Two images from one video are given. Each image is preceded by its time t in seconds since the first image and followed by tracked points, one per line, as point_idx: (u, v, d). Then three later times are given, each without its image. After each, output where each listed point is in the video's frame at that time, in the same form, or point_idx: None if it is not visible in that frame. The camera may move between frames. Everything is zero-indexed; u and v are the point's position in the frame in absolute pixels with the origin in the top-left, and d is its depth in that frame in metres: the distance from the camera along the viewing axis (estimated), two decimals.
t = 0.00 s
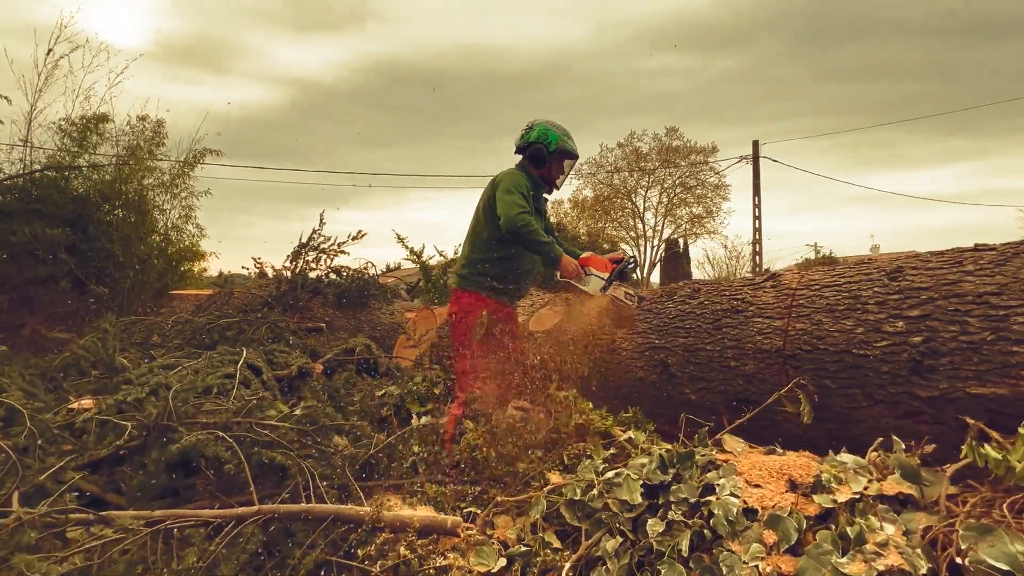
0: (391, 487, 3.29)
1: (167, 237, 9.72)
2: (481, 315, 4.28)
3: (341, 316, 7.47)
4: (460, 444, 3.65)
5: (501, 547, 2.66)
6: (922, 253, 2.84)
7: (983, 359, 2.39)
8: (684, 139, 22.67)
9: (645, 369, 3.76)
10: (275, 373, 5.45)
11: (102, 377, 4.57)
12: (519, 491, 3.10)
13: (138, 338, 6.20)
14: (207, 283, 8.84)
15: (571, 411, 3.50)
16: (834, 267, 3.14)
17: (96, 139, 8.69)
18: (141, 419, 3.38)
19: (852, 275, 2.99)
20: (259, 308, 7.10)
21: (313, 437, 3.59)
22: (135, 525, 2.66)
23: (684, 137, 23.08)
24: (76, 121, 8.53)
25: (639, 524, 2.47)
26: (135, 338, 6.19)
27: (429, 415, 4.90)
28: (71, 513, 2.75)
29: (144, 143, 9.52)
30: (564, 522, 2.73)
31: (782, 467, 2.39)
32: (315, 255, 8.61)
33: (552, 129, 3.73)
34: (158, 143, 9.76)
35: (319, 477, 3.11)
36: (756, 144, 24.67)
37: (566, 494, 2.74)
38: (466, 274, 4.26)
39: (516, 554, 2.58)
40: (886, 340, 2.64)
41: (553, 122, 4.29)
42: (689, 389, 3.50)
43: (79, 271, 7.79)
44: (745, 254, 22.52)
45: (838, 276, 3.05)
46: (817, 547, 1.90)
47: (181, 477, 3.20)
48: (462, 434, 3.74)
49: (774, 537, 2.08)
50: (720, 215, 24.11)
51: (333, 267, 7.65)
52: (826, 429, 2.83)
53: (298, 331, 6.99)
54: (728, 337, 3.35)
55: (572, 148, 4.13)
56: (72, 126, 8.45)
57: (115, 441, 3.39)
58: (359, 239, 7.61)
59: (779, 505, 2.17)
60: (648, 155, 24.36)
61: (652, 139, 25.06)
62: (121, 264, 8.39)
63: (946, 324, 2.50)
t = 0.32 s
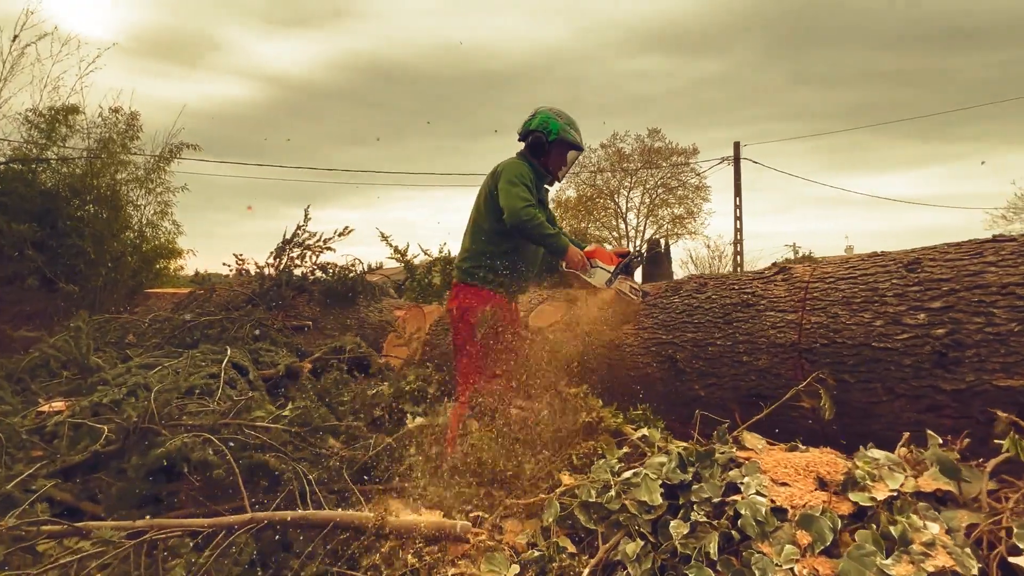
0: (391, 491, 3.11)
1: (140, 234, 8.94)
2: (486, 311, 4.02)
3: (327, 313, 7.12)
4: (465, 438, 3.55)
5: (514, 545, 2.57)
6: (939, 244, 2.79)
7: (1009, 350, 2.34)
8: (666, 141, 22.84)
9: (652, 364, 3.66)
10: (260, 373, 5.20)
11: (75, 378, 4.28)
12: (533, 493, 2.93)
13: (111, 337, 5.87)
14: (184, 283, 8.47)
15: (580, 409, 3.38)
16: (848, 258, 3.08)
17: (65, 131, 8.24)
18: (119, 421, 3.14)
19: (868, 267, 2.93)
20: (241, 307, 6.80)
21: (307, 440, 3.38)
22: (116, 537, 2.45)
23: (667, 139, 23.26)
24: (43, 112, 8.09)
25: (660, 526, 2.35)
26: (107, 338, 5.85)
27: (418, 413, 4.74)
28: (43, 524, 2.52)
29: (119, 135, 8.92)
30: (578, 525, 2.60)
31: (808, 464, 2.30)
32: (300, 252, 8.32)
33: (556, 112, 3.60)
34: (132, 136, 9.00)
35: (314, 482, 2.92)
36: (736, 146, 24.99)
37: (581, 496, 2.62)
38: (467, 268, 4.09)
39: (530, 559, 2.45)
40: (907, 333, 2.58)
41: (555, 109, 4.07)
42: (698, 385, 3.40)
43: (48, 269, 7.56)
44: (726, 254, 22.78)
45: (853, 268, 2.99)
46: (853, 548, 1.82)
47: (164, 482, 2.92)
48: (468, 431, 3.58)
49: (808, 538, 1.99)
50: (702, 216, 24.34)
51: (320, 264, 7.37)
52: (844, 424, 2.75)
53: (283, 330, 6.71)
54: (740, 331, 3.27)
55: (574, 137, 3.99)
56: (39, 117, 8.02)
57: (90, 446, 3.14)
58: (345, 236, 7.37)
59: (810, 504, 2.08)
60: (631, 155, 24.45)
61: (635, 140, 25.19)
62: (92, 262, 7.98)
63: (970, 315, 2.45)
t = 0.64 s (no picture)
0: (392, 494, 2.92)
1: (110, 229, 8.37)
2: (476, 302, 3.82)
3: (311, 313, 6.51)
4: (469, 437, 3.38)
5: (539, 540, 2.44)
6: (960, 232, 2.73)
7: None
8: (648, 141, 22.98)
9: (660, 358, 3.54)
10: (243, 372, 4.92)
11: (40, 378, 3.95)
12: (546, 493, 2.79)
13: (78, 337, 5.49)
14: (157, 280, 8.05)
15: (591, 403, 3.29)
16: (865, 248, 3.00)
17: (28, 120, 7.74)
18: (89, 423, 2.87)
19: (886, 256, 2.85)
20: (220, 304, 6.47)
21: (300, 441, 3.15)
22: (90, 553, 2.20)
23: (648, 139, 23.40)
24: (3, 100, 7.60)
25: (687, 527, 2.24)
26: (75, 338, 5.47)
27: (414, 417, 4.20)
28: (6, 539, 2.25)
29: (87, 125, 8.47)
30: (597, 527, 2.47)
31: (840, 459, 2.20)
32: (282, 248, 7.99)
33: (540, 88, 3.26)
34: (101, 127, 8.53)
35: (310, 486, 2.72)
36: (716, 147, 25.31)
37: (600, 496, 2.48)
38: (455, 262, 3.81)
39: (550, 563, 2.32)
40: (933, 323, 2.51)
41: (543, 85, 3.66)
42: (710, 379, 3.30)
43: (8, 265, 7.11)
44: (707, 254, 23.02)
45: (870, 257, 2.91)
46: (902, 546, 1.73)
47: (140, 490, 2.66)
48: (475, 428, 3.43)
49: (850, 537, 1.89)
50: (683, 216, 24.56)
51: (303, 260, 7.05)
52: (865, 418, 2.68)
53: (266, 328, 6.41)
54: (754, 324, 3.17)
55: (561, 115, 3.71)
56: None
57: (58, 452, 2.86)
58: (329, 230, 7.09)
59: (848, 501, 1.98)
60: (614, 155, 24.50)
61: (618, 140, 25.27)
62: (57, 258, 7.52)
63: (999, 304, 2.39)
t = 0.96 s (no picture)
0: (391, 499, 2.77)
1: (77, 225, 8.07)
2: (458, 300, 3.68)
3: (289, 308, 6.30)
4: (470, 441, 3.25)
5: (550, 545, 2.37)
6: (968, 226, 2.71)
7: None
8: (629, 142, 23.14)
9: (664, 355, 3.47)
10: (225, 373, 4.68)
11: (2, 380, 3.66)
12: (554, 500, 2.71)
13: (43, 336, 5.16)
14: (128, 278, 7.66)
15: (595, 403, 3.20)
16: (871, 241, 2.97)
17: None
18: (60, 428, 2.64)
19: (895, 249, 2.82)
20: (197, 302, 6.18)
21: (291, 444, 2.97)
22: (63, 570, 2.01)
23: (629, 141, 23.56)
24: None
25: (705, 529, 2.15)
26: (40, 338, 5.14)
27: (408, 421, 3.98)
28: None
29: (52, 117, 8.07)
30: (609, 530, 2.37)
31: (861, 456, 2.15)
32: (263, 245, 7.71)
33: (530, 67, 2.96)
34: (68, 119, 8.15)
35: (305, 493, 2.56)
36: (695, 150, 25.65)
37: (613, 499, 2.38)
38: (427, 261, 3.69)
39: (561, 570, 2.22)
40: (946, 316, 2.49)
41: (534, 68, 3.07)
42: (716, 376, 3.24)
43: None
44: (686, 254, 23.28)
45: (878, 251, 2.88)
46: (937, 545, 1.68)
47: (117, 499, 2.45)
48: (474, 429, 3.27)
49: (881, 536, 1.82)
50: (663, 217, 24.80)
51: (285, 257, 6.79)
52: (877, 413, 2.65)
53: (246, 327, 6.15)
54: (761, 319, 3.12)
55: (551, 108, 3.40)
56: None
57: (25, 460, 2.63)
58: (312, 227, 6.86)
59: (875, 498, 1.93)
60: (595, 156, 24.59)
61: (599, 141, 25.36)
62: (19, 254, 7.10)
63: (1013, 297, 2.37)
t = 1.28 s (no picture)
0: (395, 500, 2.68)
1: (47, 221, 7.59)
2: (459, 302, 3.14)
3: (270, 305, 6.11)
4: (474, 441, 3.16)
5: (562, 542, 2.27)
6: (973, 220, 2.74)
7: None
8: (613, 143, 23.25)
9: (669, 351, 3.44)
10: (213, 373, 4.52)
11: None
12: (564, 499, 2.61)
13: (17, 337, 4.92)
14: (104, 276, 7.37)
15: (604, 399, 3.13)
16: (876, 236, 2.98)
17: None
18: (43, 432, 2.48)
19: (901, 244, 2.84)
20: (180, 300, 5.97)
21: (290, 445, 2.84)
22: None
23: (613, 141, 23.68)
24: None
25: (724, 526, 2.11)
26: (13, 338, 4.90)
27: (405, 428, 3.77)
28: None
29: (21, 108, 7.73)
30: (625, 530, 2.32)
31: (879, 449, 2.14)
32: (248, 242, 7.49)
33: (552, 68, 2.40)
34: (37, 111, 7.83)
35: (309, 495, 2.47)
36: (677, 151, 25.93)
37: (627, 498, 2.33)
38: (415, 259, 3.11)
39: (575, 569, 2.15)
40: (956, 310, 2.51)
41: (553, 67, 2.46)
42: (722, 371, 3.22)
43: None
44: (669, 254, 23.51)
45: (884, 246, 2.89)
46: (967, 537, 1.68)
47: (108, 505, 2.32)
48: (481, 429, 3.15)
49: (907, 530, 1.81)
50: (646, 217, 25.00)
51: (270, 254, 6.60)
52: (887, 406, 2.66)
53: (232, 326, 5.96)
54: (768, 314, 3.11)
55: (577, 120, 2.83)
56: None
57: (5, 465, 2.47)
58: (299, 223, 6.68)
59: (898, 492, 1.92)
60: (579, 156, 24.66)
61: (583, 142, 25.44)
62: None
63: (1022, 290, 2.39)
